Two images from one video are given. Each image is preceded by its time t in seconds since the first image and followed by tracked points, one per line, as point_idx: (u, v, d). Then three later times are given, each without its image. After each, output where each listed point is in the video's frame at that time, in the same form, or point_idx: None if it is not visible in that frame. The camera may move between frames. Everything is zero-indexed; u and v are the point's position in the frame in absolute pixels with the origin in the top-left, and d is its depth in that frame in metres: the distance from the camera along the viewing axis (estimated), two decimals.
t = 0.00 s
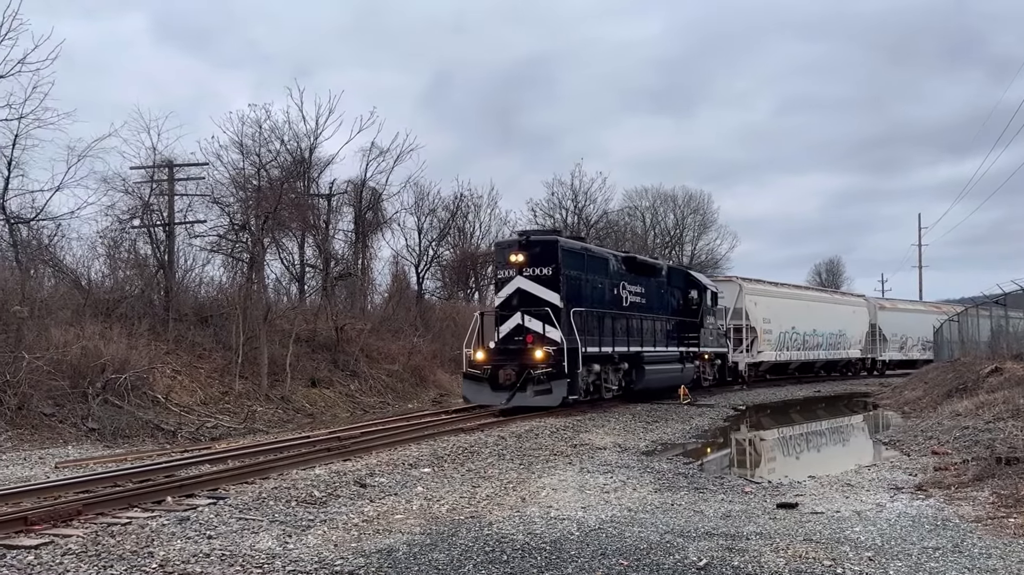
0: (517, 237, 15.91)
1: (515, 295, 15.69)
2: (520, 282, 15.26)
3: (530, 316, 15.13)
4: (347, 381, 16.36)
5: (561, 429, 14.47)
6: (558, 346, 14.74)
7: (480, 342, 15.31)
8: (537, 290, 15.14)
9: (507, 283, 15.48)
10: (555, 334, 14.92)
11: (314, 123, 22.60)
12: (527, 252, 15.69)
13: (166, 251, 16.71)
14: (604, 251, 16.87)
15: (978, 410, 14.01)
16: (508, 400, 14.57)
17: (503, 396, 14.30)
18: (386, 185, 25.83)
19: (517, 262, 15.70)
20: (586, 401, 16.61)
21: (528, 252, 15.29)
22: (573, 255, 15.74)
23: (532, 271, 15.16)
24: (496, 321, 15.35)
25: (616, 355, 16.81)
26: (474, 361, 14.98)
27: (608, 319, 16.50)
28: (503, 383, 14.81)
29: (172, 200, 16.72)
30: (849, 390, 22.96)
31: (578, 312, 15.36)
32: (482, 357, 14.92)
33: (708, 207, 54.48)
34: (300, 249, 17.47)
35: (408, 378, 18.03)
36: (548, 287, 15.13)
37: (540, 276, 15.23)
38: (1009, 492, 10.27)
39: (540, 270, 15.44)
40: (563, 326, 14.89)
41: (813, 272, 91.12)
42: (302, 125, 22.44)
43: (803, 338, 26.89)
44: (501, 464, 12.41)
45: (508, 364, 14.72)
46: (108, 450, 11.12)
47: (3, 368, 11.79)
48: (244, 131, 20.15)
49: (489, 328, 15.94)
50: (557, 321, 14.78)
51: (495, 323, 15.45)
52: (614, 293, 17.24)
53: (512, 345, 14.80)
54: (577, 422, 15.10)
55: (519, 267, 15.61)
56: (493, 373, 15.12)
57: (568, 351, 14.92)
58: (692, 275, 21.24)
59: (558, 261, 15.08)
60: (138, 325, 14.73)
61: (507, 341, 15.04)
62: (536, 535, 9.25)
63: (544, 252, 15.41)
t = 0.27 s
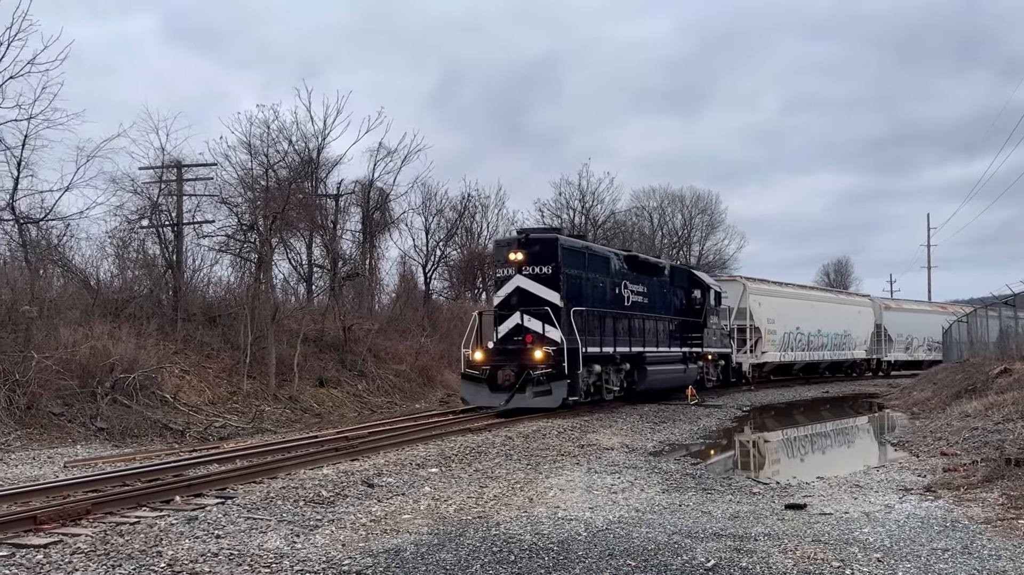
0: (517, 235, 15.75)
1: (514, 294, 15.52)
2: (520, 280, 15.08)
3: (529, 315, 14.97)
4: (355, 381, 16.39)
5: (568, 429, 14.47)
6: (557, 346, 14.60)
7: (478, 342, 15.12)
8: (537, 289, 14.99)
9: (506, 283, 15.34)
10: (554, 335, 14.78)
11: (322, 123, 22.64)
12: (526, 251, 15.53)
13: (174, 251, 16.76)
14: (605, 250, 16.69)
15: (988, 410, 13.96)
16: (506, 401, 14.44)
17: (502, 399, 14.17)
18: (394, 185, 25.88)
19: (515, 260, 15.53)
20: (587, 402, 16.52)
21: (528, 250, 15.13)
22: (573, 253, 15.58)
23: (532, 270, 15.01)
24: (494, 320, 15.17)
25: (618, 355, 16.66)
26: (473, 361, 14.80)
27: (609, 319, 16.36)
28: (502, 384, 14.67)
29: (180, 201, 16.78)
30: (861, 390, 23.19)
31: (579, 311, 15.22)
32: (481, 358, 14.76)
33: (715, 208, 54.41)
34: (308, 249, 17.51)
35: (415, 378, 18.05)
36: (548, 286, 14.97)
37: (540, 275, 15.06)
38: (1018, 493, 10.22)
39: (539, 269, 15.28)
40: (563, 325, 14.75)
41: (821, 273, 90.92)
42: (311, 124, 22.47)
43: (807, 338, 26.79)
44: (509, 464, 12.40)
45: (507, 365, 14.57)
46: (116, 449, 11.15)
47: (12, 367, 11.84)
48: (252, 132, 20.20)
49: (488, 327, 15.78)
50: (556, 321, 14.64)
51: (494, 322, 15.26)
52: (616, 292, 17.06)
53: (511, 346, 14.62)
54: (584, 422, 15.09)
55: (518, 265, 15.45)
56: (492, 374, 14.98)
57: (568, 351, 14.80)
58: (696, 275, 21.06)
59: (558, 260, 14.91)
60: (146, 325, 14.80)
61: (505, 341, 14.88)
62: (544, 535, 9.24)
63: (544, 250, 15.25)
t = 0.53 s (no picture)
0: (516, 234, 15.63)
1: (512, 293, 15.34)
2: (518, 279, 14.90)
3: (528, 315, 14.79)
4: (361, 381, 16.42)
5: (575, 430, 14.47)
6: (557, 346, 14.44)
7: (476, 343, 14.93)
8: (536, 288, 14.82)
9: (505, 282, 15.23)
10: (553, 335, 14.61)
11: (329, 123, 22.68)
12: (524, 249, 15.37)
13: (182, 252, 16.81)
14: (605, 249, 16.53)
15: (996, 411, 13.91)
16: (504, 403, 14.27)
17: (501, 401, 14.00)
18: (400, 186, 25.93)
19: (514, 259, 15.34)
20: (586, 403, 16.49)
21: (527, 249, 14.98)
22: (572, 253, 15.42)
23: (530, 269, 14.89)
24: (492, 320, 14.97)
25: (618, 356, 16.53)
26: (471, 363, 14.60)
27: (609, 319, 16.22)
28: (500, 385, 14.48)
29: (188, 201, 16.84)
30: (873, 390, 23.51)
31: (578, 311, 15.07)
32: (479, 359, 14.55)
33: (722, 208, 54.35)
34: (315, 249, 17.55)
35: (421, 378, 18.08)
36: (547, 286, 14.81)
37: (539, 274, 14.90)
38: None
39: (538, 268, 15.12)
40: (562, 326, 14.62)
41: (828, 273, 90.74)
42: (318, 125, 22.53)
43: (811, 339, 26.68)
44: (515, 464, 12.40)
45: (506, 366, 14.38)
46: (124, 449, 11.18)
47: (20, 367, 11.88)
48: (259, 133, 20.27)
49: (485, 326, 15.57)
50: (555, 321, 14.52)
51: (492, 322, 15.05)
52: (616, 292, 16.90)
53: (509, 347, 14.44)
54: (591, 423, 15.09)
55: (517, 264, 15.27)
56: (490, 375, 14.79)
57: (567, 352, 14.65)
58: (698, 274, 20.87)
59: (557, 259, 14.75)
60: (154, 325, 14.87)
61: (503, 342, 14.67)
62: (551, 536, 9.24)
63: (543, 249, 15.08)
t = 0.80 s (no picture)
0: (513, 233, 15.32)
1: (508, 294, 15.00)
2: (516, 279, 14.55)
3: (525, 316, 14.48)
4: (367, 382, 16.45)
5: (580, 431, 14.47)
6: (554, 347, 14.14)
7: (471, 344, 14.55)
8: (534, 288, 14.49)
9: (502, 282, 14.93)
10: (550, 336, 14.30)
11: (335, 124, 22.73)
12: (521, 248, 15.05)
13: (188, 252, 16.85)
14: (605, 248, 16.24)
15: (1003, 413, 13.86)
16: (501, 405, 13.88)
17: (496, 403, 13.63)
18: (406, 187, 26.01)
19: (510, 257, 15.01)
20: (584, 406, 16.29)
21: (524, 247, 14.65)
22: (571, 252, 15.11)
23: (528, 268, 14.57)
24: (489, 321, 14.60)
25: (618, 357, 16.28)
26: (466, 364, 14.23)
27: (609, 320, 15.92)
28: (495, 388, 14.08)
29: (194, 202, 16.89)
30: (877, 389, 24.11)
31: (577, 312, 14.77)
32: (474, 361, 14.14)
33: (728, 209, 54.29)
34: (321, 250, 17.60)
35: (426, 378, 18.10)
36: (545, 286, 14.49)
37: (536, 274, 14.57)
38: None
39: (535, 267, 14.79)
40: (560, 326, 14.32)
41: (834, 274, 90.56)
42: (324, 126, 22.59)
43: (813, 339, 26.55)
44: (521, 465, 12.40)
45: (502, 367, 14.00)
46: (131, 449, 11.22)
47: (28, 367, 11.93)
48: (265, 134, 20.34)
49: (480, 328, 15.20)
50: (553, 322, 14.22)
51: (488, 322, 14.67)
52: (616, 292, 16.62)
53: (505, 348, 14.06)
54: (597, 423, 15.13)
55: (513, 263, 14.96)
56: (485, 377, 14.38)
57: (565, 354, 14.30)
58: (700, 274, 20.56)
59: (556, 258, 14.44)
60: (160, 326, 14.93)
61: (499, 343, 14.31)
62: (556, 536, 9.24)
63: (540, 248, 14.77)
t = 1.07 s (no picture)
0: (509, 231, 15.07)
1: (503, 295, 14.89)
2: (511, 278, 14.34)
3: (520, 316, 14.22)
4: (371, 383, 16.47)
5: (585, 432, 14.46)
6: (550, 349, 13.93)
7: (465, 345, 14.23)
8: (529, 288, 14.29)
9: (497, 281, 14.69)
10: (546, 337, 14.06)
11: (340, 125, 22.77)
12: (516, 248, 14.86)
13: (193, 254, 16.88)
14: (602, 247, 16.00)
15: (1008, 414, 13.82)
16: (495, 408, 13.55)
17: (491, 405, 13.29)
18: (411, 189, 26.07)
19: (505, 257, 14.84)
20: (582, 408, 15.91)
21: (519, 246, 14.39)
22: (567, 251, 14.86)
23: (523, 268, 14.31)
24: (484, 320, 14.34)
25: (616, 358, 15.97)
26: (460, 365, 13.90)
27: (606, 320, 15.64)
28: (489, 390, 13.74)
29: (199, 204, 16.94)
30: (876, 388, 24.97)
31: (573, 312, 14.49)
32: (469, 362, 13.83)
33: (732, 210, 54.25)
34: (325, 251, 17.63)
35: (430, 379, 18.11)
36: (541, 286, 14.28)
37: (531, 273, 14.36)
38: None
39: (530, 267, 14.59)
40: (556, 327, 14.06)
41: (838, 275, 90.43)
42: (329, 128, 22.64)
43: (815, 340, 26.40)
44: (525, 466, 12.39)
45: (496, 368, 13.69)
46: (137, 450, 11.24)
47: (33, 368, 11.98)
48: (270, 135, 20.40)
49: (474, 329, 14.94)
50: (549, 323, 13.96)
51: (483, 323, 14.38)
52: (614, 292, 16.35)
53: (500, 349, 13.76)
54: (601, 424, 15.14)
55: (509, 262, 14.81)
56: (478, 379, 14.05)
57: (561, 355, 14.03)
58: (700, 274, 20.27)
59: (551, 257, 14.21)
60: (165, 327, 14.97)
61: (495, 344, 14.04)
62: (561, 538, 9.23)
63: (535, 247, 14.56)
